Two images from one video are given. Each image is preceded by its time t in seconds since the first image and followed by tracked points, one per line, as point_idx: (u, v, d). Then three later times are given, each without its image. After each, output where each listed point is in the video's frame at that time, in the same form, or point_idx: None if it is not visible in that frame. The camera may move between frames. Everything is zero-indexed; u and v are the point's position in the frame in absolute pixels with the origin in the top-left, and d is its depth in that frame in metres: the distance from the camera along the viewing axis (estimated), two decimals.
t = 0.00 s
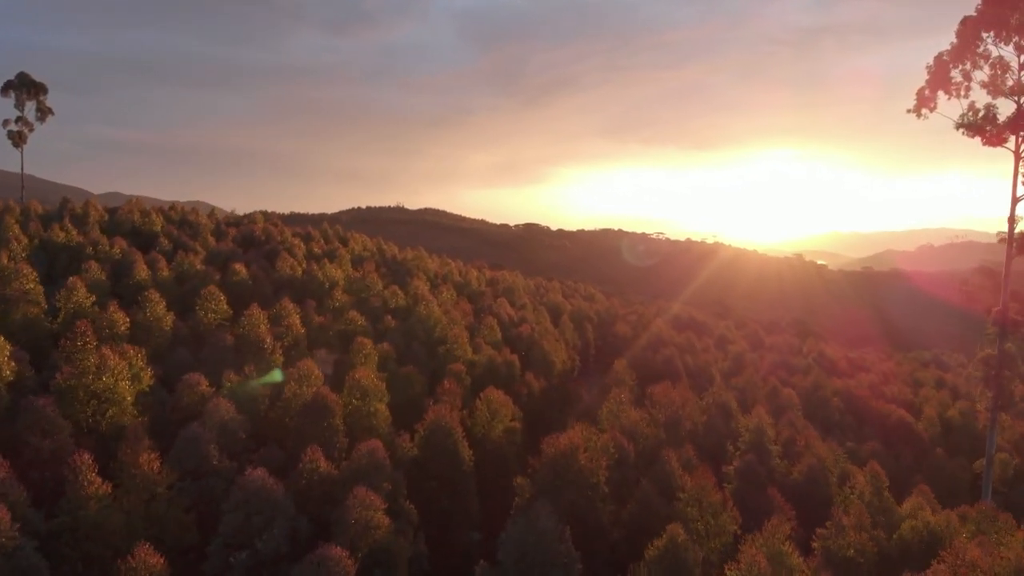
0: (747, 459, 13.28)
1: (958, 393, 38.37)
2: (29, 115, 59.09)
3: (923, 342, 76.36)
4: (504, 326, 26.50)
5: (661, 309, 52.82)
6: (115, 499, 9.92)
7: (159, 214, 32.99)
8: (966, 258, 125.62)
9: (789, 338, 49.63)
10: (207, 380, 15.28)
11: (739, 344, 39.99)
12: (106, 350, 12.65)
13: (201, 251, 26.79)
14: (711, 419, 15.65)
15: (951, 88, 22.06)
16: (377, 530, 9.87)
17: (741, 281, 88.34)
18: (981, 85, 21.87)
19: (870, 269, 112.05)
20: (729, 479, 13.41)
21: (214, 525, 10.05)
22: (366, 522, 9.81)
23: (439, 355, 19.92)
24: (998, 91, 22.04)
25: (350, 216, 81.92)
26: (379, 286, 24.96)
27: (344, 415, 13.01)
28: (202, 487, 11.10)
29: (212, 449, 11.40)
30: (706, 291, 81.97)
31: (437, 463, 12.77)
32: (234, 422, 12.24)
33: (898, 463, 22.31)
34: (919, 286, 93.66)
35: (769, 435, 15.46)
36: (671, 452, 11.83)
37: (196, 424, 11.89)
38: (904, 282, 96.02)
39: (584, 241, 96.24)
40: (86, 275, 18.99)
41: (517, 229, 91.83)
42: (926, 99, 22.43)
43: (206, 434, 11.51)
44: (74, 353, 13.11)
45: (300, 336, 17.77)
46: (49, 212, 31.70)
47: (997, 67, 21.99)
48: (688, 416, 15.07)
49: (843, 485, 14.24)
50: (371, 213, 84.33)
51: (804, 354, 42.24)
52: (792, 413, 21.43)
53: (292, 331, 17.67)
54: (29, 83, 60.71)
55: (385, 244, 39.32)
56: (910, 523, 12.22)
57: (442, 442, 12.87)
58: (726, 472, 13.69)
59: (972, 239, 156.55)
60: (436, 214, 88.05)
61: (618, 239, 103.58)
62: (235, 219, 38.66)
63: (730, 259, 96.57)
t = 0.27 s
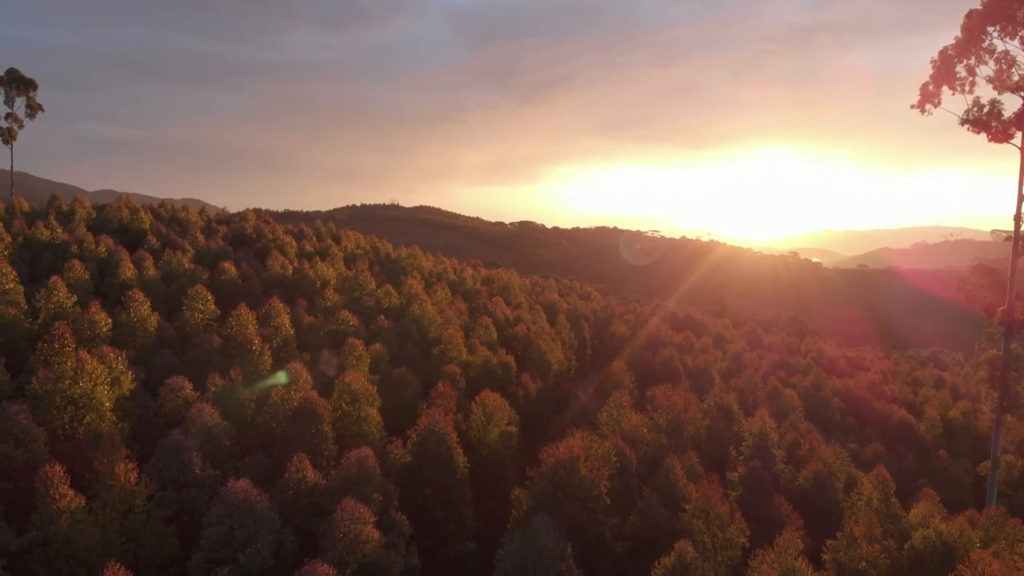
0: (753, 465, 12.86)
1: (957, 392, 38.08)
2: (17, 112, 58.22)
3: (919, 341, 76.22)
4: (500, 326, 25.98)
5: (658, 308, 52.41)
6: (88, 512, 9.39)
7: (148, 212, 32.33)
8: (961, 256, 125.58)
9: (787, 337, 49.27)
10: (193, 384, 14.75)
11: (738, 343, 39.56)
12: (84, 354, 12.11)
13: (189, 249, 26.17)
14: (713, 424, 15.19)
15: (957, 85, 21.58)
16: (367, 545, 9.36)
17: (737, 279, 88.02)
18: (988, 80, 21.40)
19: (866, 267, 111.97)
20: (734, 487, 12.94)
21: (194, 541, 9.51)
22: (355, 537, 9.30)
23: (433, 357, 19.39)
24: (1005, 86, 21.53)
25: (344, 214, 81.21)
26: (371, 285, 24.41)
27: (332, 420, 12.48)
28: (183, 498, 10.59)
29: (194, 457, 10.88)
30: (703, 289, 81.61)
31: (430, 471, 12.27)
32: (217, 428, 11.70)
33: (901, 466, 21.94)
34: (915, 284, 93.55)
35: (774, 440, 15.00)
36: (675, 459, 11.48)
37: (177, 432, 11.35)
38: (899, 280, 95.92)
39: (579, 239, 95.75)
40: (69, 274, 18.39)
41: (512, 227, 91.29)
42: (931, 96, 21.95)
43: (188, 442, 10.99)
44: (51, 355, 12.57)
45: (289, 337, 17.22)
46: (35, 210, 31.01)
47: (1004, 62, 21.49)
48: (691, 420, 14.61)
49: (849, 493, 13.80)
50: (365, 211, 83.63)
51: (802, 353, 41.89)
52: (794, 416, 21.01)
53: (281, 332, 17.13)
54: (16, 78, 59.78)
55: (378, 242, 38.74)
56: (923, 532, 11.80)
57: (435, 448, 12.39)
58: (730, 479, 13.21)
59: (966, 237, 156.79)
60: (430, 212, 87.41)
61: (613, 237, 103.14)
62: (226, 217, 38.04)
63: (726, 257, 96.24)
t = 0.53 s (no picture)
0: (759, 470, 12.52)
1: (956, 390, 37.80)
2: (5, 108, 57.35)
3: (916, 338, 76.08)
4: (495, 325, 25.49)
5: (654, 306, 52.03)
6: (61, 527, 8.85)
7: (136, 209, 31.68)
8: (956, 254, 125.49)
9: (784, 335, 48.91)
10: (178, 388, 14.21)
11: (736, 342, 39.17)
12: (61, 358, 11.56)
13: (178, 247, 25.58)
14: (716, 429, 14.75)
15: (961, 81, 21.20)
16: (357, 561, 8.80)
17: (733, 276, 87.71)
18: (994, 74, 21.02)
19: (861, 265, 111.88)
20: (739, 494, 12.49)
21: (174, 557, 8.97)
22: (345, 552, 8.76)
23: (427, 358, 18.88)
24: (1011, 81, 21.13)
25: (338, 212, 80.54)
26: (364, 284, 23.87)
27: (321, 427, 11.97)
28: (164, 511, 10.08)
29: (175, 466, 10.36)
30: (699, 287, 81.25)
31: (424, 480, 11.80)
32: (200, 436, 11.17)
33: (904, 467, 21.55)
34: (911, 281, 93.46)
35: (778, 445, 14.56)
36: (679, 467, 11.18)
37: (158, 440, 10.84)
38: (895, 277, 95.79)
39: (575, 236, 95.27)
40: (51, 273, 17.80)
41: (507, 224, 90.76)
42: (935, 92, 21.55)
43: (169, 451, 10.47)
44: (27, 359, 12.02)
45: (279, 339, 16.68)
46: (20, 208, 30.33)
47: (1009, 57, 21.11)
48: (694, 424, 14.15)
49: (857, 500, 13.37)
50: (360, 208, 82.93)
51: (800, 351, 41.54)
52: (796, 417, 20.60)
53: (271, 333, 16.60)
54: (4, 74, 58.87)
55: (371, 240, 38.17)
56: (937, 541, 11.43)
57: (429, 456, 11.91)
58: (736, 486, 12.74)
59: (960, 234, 157.00)
60: (425, 210, 86.77)
61: (609, 234, 102.69)
62: (216, 215, 37.40)
63: (721, 255, 95.92)
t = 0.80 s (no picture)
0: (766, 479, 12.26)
1: (955, 389, 37.47)
2: None
3: (912, 336, 75.87)
4: (491, 325, 24.97)
5: (651, 304, 51.59)
6: (30, 545, 8.31)
7: (125, 206, 31.02)
8: (950, 251, 125.36)
9: (782, 334, 48.52)
10: (162, 392, 13.65)
11: (734, 341, 38.76)
12: (36, 363, 11.01)
13: (166, 245, 24.97)
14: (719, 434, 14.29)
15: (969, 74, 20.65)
16: None
17: (730, 274, 87.39)
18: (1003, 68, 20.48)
19: (856, 262, 111.74)
20: (745, 503, 12.03)
21: None
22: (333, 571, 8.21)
23: (421, 359, 18.36)
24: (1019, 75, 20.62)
25: (331, 209, 79.80)
26: (356, 282, 23.32)
27: (309, 434, 11.43)
28: (142, 525, 9.55)
29: (155, 477, 9.83)
30: (695, 285, 80.87)
31: (417, 489, 11.29)
32: (182, 444, 10.63)
33: (908, 470, 21.15)
34: (907, 279, 93.31)
35: (784, 451, 14.10)
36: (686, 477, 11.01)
37: (137, 449, 10.30)
38: (891, 275, 95.62)
39: (571, 234, 94.80)
40: (32, 272, 17.21)
41: (502, 222, 90.23)
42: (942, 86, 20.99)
43: (148, 462, 9.94)
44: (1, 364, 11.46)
45: (267, 340, 16.11)
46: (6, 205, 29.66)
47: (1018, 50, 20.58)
48: (697, 429, 13.68)
49: (865, 508, 12.92)
50: (354, 206, 82.25)
51: (798, 350, 41.16)
52: (799, 420, 20.16)
53: (259, 334, 16.03)
54: None
55: (366, 237, 37.59)
56: (952, 553, 11.06)
57: (422, 464, 11.40)
58: (741, 494, 12.28)
59: (954, 232, 157.16)
60: (420, 207, 86.13)
61: (604, 232, 102.22)
62: (207, 212, 36.75)
63: (717, 253, 95.57)
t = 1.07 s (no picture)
0: (772, 486, 11.97)
1: (955, 388, 37.19)
2: None
3: (909, 334, 75.72)
4: (487, 324, 24.53)
5: (648, 303, 51.21)
6: None
7: (114, 204, 30.45)
8: (946, 249, 125.51)
9: (780, 333, 48.22)
10: (146, 396, 13.16)
11: (732, 340, 38.42)
12: (11, 367, 10.51)
13: (156, 244, 24.45)
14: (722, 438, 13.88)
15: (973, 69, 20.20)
16: None
17: (727, 272, 87.15)
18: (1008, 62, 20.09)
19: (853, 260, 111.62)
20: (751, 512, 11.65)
21: None
22: None
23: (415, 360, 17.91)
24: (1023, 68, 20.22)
25: (326, 207, 79.23)
26: (349, 282, 22.85)
27: (297, 440, 10.96)
28: (121, 538, 9.07)
29: (134, 488, 9.35)
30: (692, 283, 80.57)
31: (411, 498, 10.84)
32: (164, 452, 10.15)
33: (911, 472, 20.82)
34: (903, 276, 93.17)
35: (789, 455, 13.71)
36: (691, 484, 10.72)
37: (117, 457, 9.82)
38: (887, 273, 95.48)
39: (567, 233, 94.40)
40: (15, 272, 16.69)
41: (498, 220, 89.77)
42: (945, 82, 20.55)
43: (128, 471, 9.46)
44: None
45: (257, 341, 15.63)
46: None
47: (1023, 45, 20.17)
48: (700, 434, 13.27)
49: (873, 514, 12.55)
50: (348, 204, 81.65)
51: (797, 349, 40.83)
52: (801, 421, 19.80)
53: (248, 335, 15.54)
54: None
55: (360, 236, 37.11)
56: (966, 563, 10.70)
57: (416, 471, 10.96)
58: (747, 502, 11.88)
59: (949, 230, 157.31)
60: (415, 205, 85.58)
61: (600, 230, 101.84)
62: (199, 210, 36.19)
63: (713, 251, 95.29)
